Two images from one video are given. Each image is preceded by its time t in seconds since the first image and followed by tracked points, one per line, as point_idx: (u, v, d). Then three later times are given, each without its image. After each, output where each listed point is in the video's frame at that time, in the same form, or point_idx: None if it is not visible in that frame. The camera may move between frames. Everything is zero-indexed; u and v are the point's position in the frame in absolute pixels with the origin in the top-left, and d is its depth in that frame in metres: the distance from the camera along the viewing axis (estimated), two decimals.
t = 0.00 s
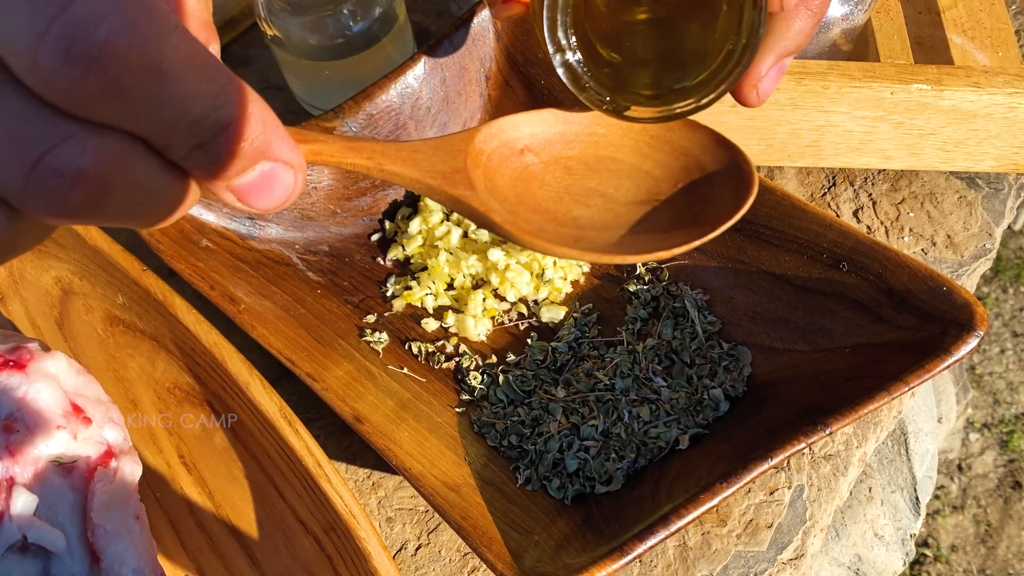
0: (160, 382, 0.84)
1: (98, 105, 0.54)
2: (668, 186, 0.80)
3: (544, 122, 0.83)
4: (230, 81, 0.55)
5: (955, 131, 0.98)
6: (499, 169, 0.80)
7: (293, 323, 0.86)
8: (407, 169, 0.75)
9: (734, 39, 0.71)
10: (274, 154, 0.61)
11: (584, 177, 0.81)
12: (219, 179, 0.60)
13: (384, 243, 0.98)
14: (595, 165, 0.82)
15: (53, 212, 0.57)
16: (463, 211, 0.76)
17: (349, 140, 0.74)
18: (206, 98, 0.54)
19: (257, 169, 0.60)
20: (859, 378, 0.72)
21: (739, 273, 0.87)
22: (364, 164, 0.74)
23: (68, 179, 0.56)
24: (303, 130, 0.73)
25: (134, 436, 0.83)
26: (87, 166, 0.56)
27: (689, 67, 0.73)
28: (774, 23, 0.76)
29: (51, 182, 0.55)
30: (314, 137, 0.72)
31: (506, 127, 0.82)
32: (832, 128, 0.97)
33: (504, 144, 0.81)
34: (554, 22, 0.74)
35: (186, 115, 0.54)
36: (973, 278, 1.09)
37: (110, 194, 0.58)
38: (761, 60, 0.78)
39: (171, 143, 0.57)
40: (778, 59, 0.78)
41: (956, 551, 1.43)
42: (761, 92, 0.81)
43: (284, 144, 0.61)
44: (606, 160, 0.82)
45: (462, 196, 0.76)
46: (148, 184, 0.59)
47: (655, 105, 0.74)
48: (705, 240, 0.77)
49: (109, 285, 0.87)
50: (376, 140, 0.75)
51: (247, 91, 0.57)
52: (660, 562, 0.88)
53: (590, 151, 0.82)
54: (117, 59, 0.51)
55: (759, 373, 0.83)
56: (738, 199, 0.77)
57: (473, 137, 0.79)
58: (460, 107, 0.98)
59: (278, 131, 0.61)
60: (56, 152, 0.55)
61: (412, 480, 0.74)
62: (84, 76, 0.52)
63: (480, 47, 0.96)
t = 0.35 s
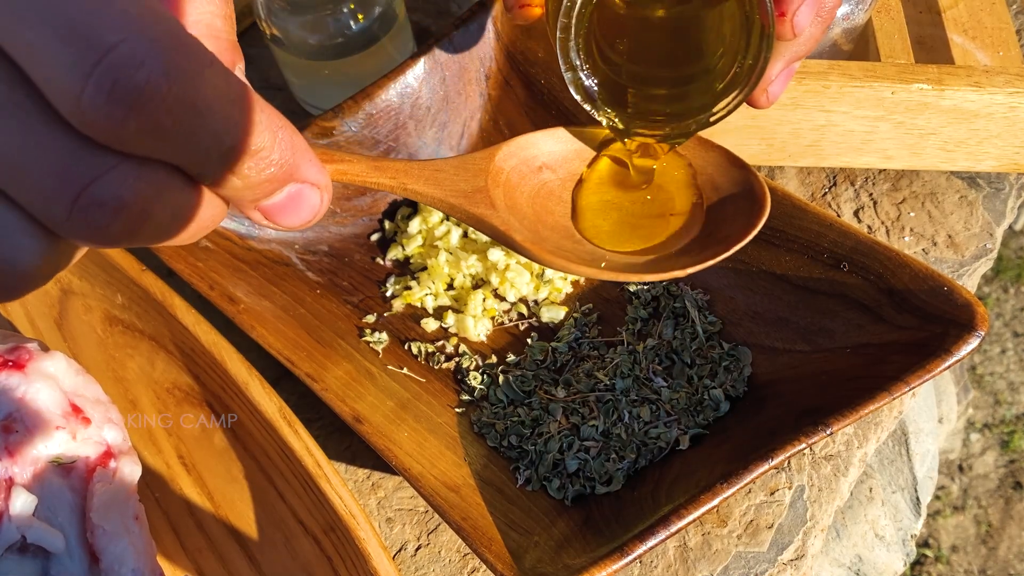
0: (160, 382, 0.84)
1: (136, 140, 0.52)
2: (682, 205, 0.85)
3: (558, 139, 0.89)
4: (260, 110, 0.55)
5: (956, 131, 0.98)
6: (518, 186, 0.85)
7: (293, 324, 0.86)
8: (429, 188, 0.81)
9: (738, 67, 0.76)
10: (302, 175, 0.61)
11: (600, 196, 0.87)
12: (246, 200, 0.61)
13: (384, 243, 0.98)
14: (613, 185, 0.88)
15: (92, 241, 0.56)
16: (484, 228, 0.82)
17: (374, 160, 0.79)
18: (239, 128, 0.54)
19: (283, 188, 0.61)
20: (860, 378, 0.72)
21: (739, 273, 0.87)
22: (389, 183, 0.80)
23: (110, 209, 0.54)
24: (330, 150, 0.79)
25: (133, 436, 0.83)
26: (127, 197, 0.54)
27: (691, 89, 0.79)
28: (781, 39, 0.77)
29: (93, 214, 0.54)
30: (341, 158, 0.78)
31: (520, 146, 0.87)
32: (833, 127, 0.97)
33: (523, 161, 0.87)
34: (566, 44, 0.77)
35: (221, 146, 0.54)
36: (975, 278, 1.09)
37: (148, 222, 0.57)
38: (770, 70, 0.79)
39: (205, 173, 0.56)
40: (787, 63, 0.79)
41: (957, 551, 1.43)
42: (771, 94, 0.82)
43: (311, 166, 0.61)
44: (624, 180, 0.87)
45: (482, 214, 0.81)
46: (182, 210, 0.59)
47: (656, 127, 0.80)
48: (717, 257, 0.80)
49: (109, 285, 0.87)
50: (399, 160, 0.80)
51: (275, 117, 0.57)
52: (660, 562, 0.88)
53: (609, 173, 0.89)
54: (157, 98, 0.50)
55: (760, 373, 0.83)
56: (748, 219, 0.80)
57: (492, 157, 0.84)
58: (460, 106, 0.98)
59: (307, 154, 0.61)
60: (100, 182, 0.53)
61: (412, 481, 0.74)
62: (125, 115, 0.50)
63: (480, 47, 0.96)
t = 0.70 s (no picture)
0: (160, 382, 0.84)
1: (144, 149, 0.52)
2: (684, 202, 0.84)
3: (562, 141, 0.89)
4: (267, 116, 0.55)
5: (956, 131, 0.98)
6: (521, 187, 0.86)
7: (292, 324, 0.86)
8: (433, 190, 0.81)
9: (738, 68, 0.77)
10: (308, 179, 0.62)
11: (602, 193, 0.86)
12: (251, 202, 0.61)
13: (384, 243, 0.98)
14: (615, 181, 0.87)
15: (101, 246, 0.56)
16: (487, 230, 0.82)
17: (378, 163, 0.79)
18: (246, 135, 0.54)
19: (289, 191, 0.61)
20: (861, 378, 0.72)
21: (739, 273, 0.87)
22: (394, 185, 0.80)
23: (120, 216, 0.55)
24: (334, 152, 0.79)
25: (133, 436, 0.83)
26: (136, 204, 0.55)
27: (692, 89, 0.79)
28: (783, 40, 0.76)
29: (103, 221, 0.54)
30: (345, 160, 0.78)
31: (523, 147, 0.87)
32: (833, 127, 0.97)
33: (525, 163, 0.87)
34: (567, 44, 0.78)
35: (227, 153, 0.54)
36: (975, 278, 1.08)
37: (156, 227, 0.57)
38: (772, 70, 0.78)
39: (212, 179, 0.56)
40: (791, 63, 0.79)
41: (957, 551, 1.43)
42: (774, 94, 0.82)
43: (317, 169, 0.62)
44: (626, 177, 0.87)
45: (486, 216, 0.81)
46: (187, 212, 0.59)
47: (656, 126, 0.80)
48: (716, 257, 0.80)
49: (110, 285, 0.87)
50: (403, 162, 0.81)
51: (280, 122, 0.57)
52: (660, 563, 0.88)
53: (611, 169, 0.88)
54: (165, 110, 0.49)
55: (760, 373, 0.83)
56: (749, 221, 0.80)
57: (495, 157, 0.84)
58: (460, 106, 0.98)
59: (313, 157, 0.61)
60: (110, 190, 0.54)
61: (412, 480, 0.73)
62: (134, 126, 0.50)
63: (480, 47, 0.96)
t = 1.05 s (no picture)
0: (160, 382, 0.84)
1: (141, 151, 0.52)
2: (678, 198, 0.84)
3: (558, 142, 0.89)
4: (262, 117, 0.55)
5: (956, 131, 0.97)
6: (518, 187, 0.86)
7: (292, 324, 0.86)
8: (430, 189, 0.82)
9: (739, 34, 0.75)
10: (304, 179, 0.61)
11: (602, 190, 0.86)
12: (249, 203, 0.61)
13: (384, 243, 0.98)
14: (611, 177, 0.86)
15: (100, 248, 0.56)
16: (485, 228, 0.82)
17: (376, 163, 0.81)
18: (242, 136, 0.54)
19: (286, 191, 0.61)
20: (860, 378, 0.72)
21: (739, 273, 0.87)
22: (391, 184, 0.81)
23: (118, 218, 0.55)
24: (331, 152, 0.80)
25: (133, 436, 0.83)
26: (135, 206, 0.54)
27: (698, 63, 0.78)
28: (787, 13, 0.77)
29: (101, 222, 0.54)
30: (341, 160, 0.80)
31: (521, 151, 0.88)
32: (833, 127, 0.97)
33: (521, 162, 0.87)
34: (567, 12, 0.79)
35: (225, 154, 0.54)
36: (975, 278, 1.08)
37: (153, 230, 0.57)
38: (780, 46, 0.78)
39: (209, 181, 0.56)
40: (800, 45, 0.79)
41: (957, 551, 1.43)
42: (780, 79, 0.81)
43: (314, 169, 0.61)
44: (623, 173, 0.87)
45: (483, 214, 0.82)
46: (185, 214, 0.59)
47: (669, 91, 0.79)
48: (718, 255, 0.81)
49: (110, 285, 0.87)
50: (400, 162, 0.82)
51: (276, 123, 0.57)
52: (660, 563, 0.88)
53: (609, 164, 0.88)
54: (163, 111, 0.49)
55: (760, 374, 0.83)
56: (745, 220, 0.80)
57: (492, 157, 0.85)
58: (460, 106, 0.98)
59: (310, 158, 0.61)
60: (108, 191, 0.54)
61: (411, 480, 0.74)
62: (132, 128, 0.50)
63: (480, 47, 0.96)
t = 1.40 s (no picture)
0: (160, 382, 0.84)
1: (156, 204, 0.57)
2: (652, 218, 0.85)
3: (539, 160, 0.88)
4: (267, 169, 0.60)
5: (956, 131, 0.97)
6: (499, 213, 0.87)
7: (292, 325, 0.86)
8: (417, 217, 0.83)
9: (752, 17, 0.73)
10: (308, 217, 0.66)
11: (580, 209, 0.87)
12: (257, 242, 0.65)
13: (384, 243, 0.98)
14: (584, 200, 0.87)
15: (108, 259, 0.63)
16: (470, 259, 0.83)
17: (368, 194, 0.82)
18: (249, 189, 0.59)
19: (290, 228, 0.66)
20: (861, 378, 0.72)
21: (739, 273, 0.87)
22: (382, 216, 0.82)
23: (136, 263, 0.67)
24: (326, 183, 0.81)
25: (133, 436, 0.83)
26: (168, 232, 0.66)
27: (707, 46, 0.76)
28: None
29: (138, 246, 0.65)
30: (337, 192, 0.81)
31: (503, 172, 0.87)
32: (833, 127, 0.97)
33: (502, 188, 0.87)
34: None
35: (234, 206, 0.58)
36: (975, 278, 1.08)
37: (171, 272, 0.72)
38: None
39: (219, 227, 0.61)
40: None
41: (957, 551, 1.43)
42: None
43: (314, 208, 0.66)
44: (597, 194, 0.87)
45: (466, 244, 0.83)
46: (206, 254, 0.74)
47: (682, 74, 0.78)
48: (680, 281, 0.84)
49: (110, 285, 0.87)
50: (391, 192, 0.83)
51: (279, 172, 0.61)
52: (660, 563, 0.88)
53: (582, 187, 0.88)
54: (179, 174, 0.54)
55: (760, 374, 0.83)
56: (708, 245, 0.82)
57: (473, 186, 0.85)
58: (460, 106, 0.98)
59: (310, 197, 0.65)
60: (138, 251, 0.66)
61: (411, 480, 0.74)
62: (149, 187, 0.55)
63: (480, 47, 0.96)
